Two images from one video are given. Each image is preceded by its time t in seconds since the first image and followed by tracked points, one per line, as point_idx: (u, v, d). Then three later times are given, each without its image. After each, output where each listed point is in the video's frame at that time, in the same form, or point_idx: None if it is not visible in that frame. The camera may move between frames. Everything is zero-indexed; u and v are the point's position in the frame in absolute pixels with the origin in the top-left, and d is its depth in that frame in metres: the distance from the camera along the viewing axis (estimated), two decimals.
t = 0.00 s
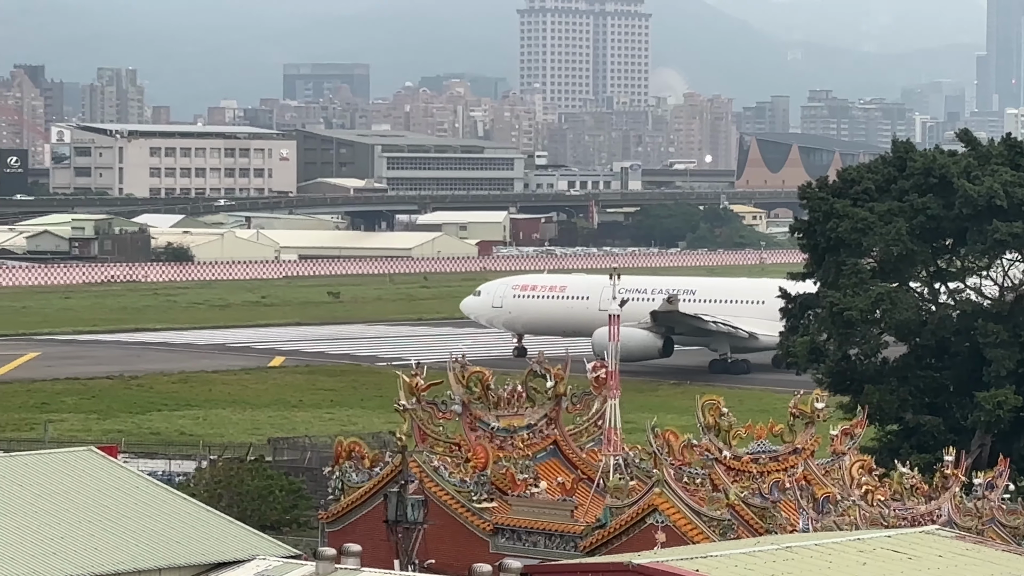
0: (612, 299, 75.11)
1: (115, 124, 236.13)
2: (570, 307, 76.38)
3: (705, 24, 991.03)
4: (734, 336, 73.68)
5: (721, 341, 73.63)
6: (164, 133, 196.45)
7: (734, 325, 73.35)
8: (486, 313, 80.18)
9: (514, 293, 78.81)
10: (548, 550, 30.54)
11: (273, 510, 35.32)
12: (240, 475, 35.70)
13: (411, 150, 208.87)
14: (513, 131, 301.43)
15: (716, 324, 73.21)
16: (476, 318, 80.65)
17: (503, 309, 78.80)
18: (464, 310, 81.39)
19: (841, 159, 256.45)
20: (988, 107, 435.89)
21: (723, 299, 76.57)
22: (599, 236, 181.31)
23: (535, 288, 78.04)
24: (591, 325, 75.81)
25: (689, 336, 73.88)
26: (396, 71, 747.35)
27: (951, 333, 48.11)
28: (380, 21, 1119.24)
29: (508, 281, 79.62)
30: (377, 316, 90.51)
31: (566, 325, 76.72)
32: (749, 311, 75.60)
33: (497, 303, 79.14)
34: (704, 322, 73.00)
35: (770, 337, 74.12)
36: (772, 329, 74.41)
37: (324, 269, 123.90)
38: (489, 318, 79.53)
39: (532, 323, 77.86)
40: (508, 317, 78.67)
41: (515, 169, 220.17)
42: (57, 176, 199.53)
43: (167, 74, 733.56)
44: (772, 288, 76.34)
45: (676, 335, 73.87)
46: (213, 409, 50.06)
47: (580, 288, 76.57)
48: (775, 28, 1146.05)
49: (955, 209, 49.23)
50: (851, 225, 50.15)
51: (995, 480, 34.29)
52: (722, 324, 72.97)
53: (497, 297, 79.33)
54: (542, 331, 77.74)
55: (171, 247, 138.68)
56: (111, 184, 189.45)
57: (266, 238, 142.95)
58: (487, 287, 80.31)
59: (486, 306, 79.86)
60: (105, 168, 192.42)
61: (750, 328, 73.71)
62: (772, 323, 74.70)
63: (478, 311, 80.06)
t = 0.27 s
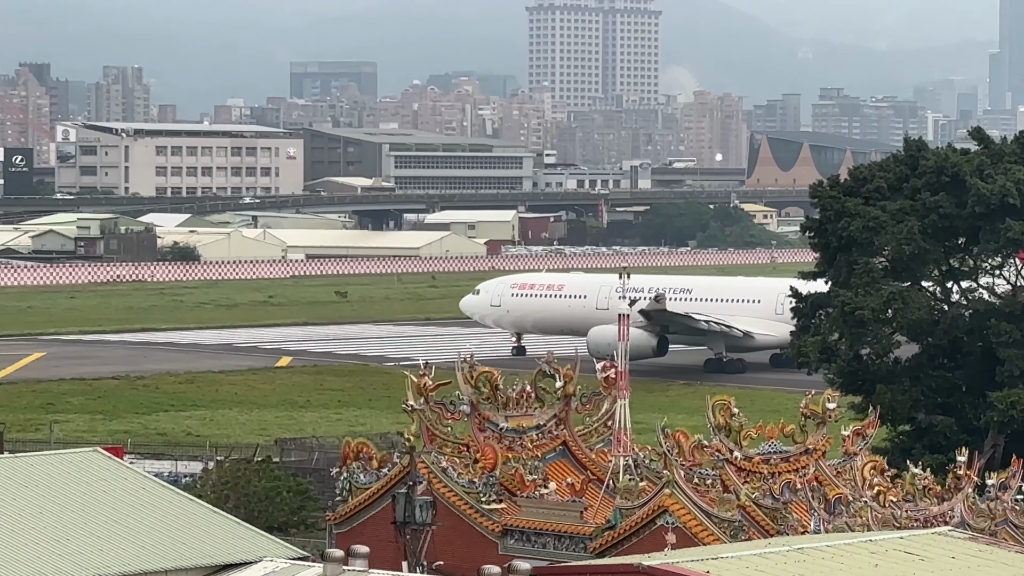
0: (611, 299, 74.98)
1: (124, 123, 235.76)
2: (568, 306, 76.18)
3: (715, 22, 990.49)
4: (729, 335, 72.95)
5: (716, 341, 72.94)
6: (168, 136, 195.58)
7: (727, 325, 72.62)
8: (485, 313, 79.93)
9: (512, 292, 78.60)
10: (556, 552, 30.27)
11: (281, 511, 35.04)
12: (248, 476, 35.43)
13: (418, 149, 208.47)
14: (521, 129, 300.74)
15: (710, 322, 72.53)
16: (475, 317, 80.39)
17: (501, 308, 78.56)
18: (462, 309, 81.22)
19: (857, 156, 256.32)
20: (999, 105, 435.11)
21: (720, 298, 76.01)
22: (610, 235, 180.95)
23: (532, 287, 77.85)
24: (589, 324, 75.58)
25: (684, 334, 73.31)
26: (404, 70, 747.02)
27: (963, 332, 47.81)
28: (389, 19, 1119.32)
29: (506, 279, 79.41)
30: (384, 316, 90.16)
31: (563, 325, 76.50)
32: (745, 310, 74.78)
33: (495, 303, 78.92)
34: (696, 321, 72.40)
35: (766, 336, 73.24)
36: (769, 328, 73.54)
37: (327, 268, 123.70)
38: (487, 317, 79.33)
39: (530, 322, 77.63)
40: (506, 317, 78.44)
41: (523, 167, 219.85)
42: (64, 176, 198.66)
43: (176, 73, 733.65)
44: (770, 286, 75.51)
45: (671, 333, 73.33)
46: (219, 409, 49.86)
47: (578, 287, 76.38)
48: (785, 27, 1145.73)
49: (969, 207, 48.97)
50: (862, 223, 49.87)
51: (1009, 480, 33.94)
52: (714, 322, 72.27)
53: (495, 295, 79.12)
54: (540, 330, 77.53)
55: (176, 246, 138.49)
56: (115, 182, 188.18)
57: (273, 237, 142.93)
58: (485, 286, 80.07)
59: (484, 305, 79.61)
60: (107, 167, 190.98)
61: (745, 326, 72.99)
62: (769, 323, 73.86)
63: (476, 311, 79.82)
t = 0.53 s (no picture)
0: (622, 298, 71.86)
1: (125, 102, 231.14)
2: (573, 305, 72.72)
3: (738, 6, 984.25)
4: (751, 338, 68.83)
5: (738, 345, 68.79)
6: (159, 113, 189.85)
7: (749, 327, 68.50)
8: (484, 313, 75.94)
9: (513, 290, 74.76)
10: None
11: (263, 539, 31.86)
12: (226, 497, 32.48)
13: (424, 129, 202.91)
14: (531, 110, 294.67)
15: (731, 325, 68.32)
16: (472, 316, 76.44)
17: (502, 307, 74.80)
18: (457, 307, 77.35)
19: (902, 138, 248.48)
20: None
21: (741, 298, 71.86)
22: (631, 227, 176.73)
23: (535, 285, 74.16)
24: (597, 324, 72.04)
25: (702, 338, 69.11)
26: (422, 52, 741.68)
27: None
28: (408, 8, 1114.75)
29: (504, 276, 75.60)
30: (381, 319, 86.13)
31: (569, 325, 72.95)
32: (771, 311, 70.71)
33: (495, 301, 75.14)
34: (714, 324, 68.18)
35: (792, 339, 69.26)
36: (796, 330, 69.48)
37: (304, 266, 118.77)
38: (485, 317, 75.50)
39: (534, 322, 73.90)
40: (507, 316, 74.69)
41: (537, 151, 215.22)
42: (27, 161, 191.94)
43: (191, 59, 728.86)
44: (792, 283, 71.56)
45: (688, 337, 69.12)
46: (194, 421, 46.31)
47: (585, 284, 72.87)
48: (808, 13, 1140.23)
49: None
50: (915, 214, 46.21)
51: None
52: (735, 325, 68.12)
53: (494, 293, 75.27)
54: (544, 331, 73.78)
55: (145, 239, 132.89)
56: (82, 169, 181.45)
57: (252, 230, 137.96)
58: (483, 283, 76.15)
59: (482, 304, 75.71)
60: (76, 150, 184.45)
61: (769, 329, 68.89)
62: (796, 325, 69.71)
63: (474, 311, 75.90)
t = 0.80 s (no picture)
0: (635, 296, 62.08)
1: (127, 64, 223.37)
2: (580, 303, 63.09)
3: None
4: (779, 341, 60.80)
5: (765, 349, 60.86)
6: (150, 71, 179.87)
7: (777, 329, 60.36)
8: (478, 311, 66.09)
9: (511, 284, 65.02)
10: None
11: (235, 570, 27.93)
12: (190, 526, 28.48)
13: (437, 96, 185.66)
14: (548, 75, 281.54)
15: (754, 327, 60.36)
16: (464, 314, 66.59)
17: (498, 305, 65.15)
18: (449, 304, 67.75)
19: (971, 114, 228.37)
20: None
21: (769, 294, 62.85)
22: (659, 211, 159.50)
23: (536, 279, 64.44)
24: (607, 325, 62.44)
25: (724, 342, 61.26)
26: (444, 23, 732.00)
27: None
28: None
29: (502, 270, 65.81)
30: (376, 294, 81.18)
31: (574, 326, 63.34)
32: (804, 309, 62.04)
33: (490, 298, 65.43)
34: (735, 325, 60.23)
35: (828, 343, 60.93)
36: (832, 331, 61.13)
37: (285, 259, 105.31)
38: (480, 316, 65.79)
39: (535, 322, 64.24)
40: (504, 316, 65.03)
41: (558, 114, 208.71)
42: None
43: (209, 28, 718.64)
44: (828, 277, 62.60)
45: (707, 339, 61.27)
46: (154, 438, 42.39)
47: (594, 279, 63.24)
48: None
49: None
50: (989, 200, 42.84)
51: None
52: (759, 327, 60.09)
53: (489, 289, 65.50)
54: (545, 334, 64.16)
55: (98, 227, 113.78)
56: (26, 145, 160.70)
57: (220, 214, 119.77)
58: (478, 277, 66.36)
59: (475, 301, 65.97)
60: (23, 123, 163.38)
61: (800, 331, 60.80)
62: (830, 326, 61.23)
63: (465, 309, 66.14)
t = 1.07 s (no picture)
0: (644, 288, 57.99)
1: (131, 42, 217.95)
2: (586, 296, 58.70)
3: None
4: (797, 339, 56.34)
5: (781, 346, 56.38)
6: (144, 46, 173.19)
7: (793, 325, 55.89)
8: (473, 304, 61.44)
9: (508, 275, 60.38)
10: None
11: None
12: (174, 540, 26.36)
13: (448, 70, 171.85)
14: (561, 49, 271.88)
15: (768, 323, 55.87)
16: (458, 306, 61.90)
17: (495, 298, 60.55)
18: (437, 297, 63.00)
19: None
20: None
21: (785, 286, 58.29)
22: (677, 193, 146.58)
23: (535, 270, 59.90)
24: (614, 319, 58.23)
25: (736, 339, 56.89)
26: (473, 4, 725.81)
27: None
28: None
29: (494, 259, 61.21)
30: (390, 286, 78.69)
31: (579, 321, 59.07)
32: (821, 302, 57.61)
33: (485, 290, 60.78)
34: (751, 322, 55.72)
35: (849, 338, 56.51)
36: (853, 326, 56.74)
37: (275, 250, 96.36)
38: (475, 310, 61.12)
39: (535, 315, 59.83)
40: (502, 309, 60.48)
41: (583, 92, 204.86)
42: None
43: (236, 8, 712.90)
44: (846, 266, 58.17)
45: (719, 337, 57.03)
46: (135, 445, 40.32)
47: (599, 269, 58.87)
48: None
49: None
50: None
51: None
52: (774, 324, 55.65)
53: (485, 280, 60.84)
54: (545, 329, 59.81)
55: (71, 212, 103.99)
56: None
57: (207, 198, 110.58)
58: (471, 268, 61.73)
59: (469, 293, 61.34)
60: None
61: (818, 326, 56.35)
62: (851, 320, 56.79)
63: (459, 302, 61.47)
